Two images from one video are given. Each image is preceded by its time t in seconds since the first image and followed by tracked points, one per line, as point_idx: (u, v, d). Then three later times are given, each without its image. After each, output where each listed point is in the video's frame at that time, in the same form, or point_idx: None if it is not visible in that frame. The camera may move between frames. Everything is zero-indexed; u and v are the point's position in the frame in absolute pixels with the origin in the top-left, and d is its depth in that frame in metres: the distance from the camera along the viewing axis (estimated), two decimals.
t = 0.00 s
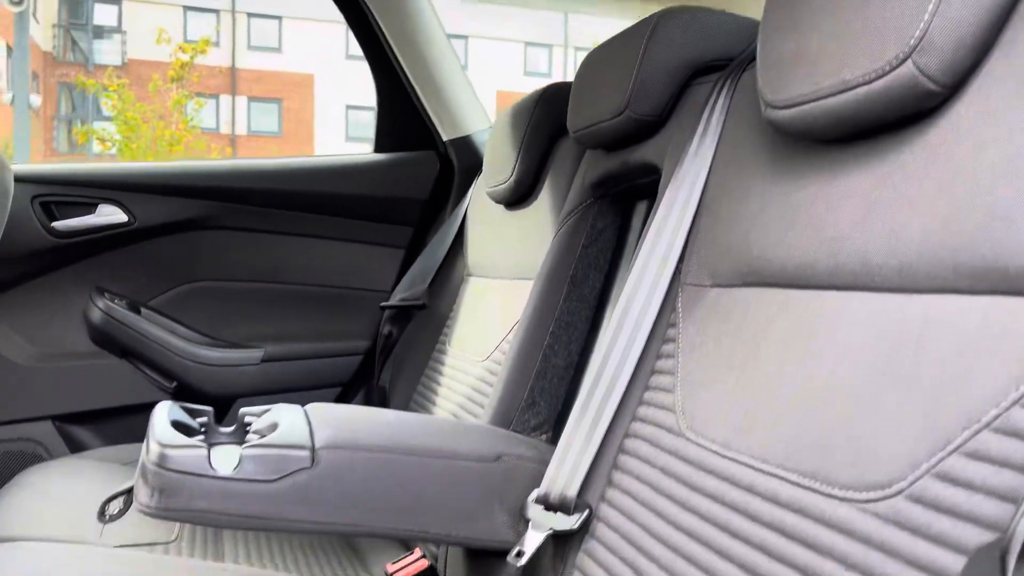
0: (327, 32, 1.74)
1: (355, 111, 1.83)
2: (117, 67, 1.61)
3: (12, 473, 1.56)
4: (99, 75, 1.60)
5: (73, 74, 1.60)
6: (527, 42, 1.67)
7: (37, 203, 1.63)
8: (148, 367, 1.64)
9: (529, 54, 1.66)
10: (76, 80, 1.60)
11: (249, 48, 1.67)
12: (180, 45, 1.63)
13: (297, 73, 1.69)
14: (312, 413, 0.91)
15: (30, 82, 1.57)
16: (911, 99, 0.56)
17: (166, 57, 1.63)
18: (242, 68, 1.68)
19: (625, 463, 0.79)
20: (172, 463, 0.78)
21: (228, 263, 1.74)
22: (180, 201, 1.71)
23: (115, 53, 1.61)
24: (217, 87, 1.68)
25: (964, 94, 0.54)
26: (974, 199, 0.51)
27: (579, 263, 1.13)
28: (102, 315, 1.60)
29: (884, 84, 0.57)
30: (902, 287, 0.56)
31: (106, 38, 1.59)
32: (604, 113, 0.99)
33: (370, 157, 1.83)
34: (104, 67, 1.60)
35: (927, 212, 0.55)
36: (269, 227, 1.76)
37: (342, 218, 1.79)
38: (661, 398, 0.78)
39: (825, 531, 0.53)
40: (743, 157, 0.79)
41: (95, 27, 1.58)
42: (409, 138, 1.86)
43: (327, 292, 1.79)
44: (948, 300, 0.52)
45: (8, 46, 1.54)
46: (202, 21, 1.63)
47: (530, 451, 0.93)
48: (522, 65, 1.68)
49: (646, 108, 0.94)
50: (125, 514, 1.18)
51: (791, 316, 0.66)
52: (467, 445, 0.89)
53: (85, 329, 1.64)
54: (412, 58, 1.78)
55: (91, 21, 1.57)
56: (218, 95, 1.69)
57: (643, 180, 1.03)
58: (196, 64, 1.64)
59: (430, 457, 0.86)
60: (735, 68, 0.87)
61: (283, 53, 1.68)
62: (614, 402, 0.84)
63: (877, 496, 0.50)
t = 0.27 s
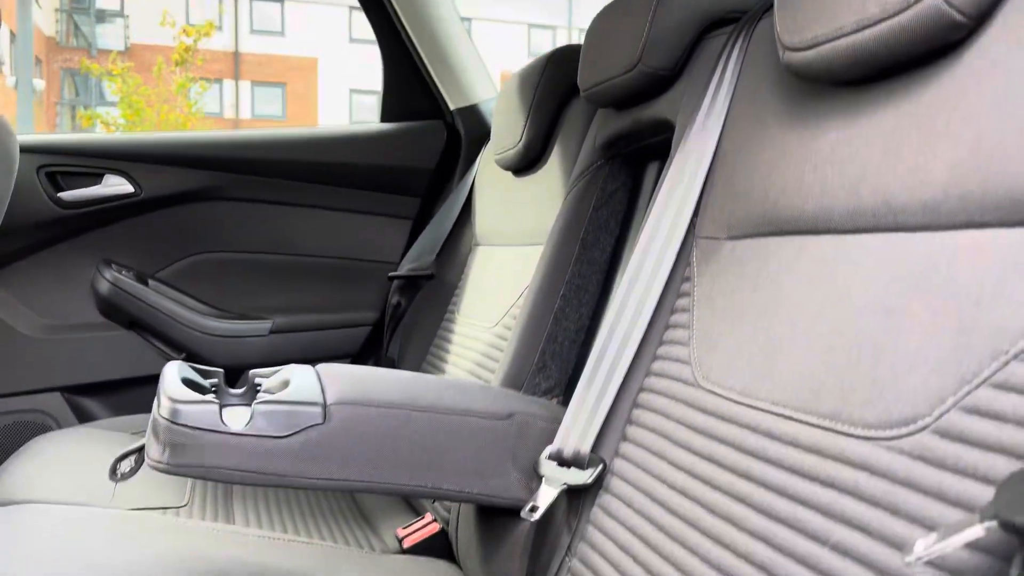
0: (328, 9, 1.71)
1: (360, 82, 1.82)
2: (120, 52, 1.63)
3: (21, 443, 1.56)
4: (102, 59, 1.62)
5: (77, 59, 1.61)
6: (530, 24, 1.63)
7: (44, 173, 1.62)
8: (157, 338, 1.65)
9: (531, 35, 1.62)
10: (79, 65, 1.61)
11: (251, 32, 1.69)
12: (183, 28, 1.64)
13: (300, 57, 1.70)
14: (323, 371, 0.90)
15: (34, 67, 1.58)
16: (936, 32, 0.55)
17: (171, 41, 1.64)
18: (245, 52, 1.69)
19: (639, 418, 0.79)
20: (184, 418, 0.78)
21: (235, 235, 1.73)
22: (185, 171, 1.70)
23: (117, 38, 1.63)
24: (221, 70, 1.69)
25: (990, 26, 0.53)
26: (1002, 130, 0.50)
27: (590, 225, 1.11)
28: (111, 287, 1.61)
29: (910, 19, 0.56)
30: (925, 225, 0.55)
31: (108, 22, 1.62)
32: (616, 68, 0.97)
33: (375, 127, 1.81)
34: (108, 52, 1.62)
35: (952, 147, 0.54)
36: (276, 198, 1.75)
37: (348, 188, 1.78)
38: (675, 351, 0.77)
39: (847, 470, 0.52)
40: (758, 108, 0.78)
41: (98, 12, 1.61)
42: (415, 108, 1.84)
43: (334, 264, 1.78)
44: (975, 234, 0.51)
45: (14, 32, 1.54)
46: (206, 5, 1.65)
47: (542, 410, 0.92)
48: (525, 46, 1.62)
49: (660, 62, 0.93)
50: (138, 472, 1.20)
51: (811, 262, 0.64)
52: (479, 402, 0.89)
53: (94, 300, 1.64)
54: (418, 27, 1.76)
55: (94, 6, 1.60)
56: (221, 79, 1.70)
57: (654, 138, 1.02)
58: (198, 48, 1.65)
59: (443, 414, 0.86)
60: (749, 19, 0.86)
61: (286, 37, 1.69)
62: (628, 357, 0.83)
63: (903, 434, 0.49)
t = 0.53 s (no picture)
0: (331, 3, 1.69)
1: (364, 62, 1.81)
2: (122, 41, 1.63)
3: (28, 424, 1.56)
4: (105, 49, 1.62)
5: (79, 49, 1.61)
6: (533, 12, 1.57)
7: (48, 153, 1.61)
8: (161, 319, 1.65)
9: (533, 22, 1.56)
10: (82, 55, 1.61)
11: (252, 20, 1.67)
12: (185, 17, 1.64)
13: (302, 46, 1.69)
14: (331, 344, 0.90)
15: (38, 58, 1.57)
16: None
17: (172, 30, 1.64)
18: (246, 41, 1.68)
19: (648, 387, 0.78)
20: (192, 389, 0.78)
21: (239, 215, 1.73)
22: (189, 152, 1.69)
23: (120, 28, 1.63)
24: (223, 60, 1.68)
25: None
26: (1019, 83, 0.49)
27: (597, 199, 1.11)
28: (116, 268, 1.61)
29: None
30: (939, 182, 0.54)
31: (110, 12, 1.62)
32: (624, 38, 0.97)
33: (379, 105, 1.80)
34: (109, 41, 1.62)
35: (967, 102, 0.53)
36: (280, 179, 1.74)
37: (353, 168, 1.77)
38: (685, 320, 0.77)
39: (860, 429, 0.52)
40: (768, 74, 0.77)
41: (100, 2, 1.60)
42: (419, 87, 1.84)
43: (339, 245, 1.77)
44: (991, 188, 0.50)
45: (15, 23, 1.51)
46: None
47: (549, 382, 0.92)
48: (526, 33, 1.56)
49: (669, 30, 0.92)
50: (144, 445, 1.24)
51: (822, 224, 0.63)
52: (487, 375, 0.89)
53: (99, 282, 1.64)
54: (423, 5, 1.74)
55: None
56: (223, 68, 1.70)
57: (661, 110, 1.01)
58: (200, 37, 1.65)
59: (450, 385, 0.86)
60: None
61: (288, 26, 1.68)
62: (636, 327, 0.83)
63: (917, 391, 0.49)
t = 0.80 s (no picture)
0: None
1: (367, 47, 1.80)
2: (122, 32, 1.61)
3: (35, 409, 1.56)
4: (106, 40, 1.59)
5: (81, 40, 1.57)
6: None
7: (52, 138, 1.60)
8: (167, 303, 1.65)
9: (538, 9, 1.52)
10: (84, 46, 1.58)
11: (253, 11, 1.66)
12: (185, 7, 1.63)
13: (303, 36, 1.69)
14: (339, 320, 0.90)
15: (39, 48, 1.54)
16: None
17: (173, 20, 1.63)
18: (247, 32, 1.67)
19: (660, 360, 0.78)
20: (201, 364, 0.77)
21: (245, 199, 1.73)
22: (194, 135, 1.68)
23: (120, 20, 1.61)
24: (224, 50, 1.68)
25: None
26: None
27: (605, 176, 1.10)
28: (122, 252, 1.61)
29: None
30: (957, 144, 0.53)
31: (111, 4, 1.60)
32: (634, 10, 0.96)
33: (383, 87, 1.80)
34: (111, 32, 1.60)
35: (986, 61, 0.52)
36: (285, 162, 1.74)
37: (358, 151, 1.77)
38: (696, 292, 0.76)
39: (878, 393, 0.51)
40: (780, 43, 0.76)
41: None
42: (424, 68, 1.83)
43: (345, 227, 1.77)
44: (1011, 148, 0.49)
45: (16, 14, 1.49)
46: None
47: (558, 358, 0.92)
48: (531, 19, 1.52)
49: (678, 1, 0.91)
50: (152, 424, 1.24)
51: (837, 190, 0.63)
52: (496, 349, 0.88)
53: (105, 266, 1.63)
54: None
55: None
56: (224, 59, 1.69)
57: (671, 84, 1.01)
58: (200, 27, 1.64)
59: (460, 360, 0.85)
60: None
61: (289, 15, 1.66)
62: (647, 300, 0.82)
63: (936, 354, 0.48)
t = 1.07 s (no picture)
0: None
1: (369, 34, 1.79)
2: (123, 23, 1.57)
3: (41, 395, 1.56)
4: (106, 32, 1.56)
5: (81, 33, 1.55)
6: None
7: (55, 123, 1.59)
8: (173, 289, 1.63)
9: None
10: (84, 38, 1.56)
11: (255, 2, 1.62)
12: None
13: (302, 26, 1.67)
14: (345, 301, 0.89)
15: (39, 41, 1.53)
16: None
17: (173, 11, 1.60)
18: (247, 23, 1.64)
19: (669, 338, 0.77)
20: (208, 344, 0.77)
21: (248, 185, 1.72)
22: (197, 121, 1.68)
23: (120, 11, 1.57)
24: (225, 41, 1.65)
25: None
26: None
27: (612, 156, 1.09)
28: (126, 238, 1.59)
29: None
30: (971, 112, 0.52)
31: None
32: None
33: (386, 72, 1.78)
34: (111, 24, 1.55)
35: (1003, 25, 0.51)
36: (288, 147, 1.73)
37: (361, 136, 1.76)
38: (706, 268, 0.75)
39: (892, 363, 0.50)
40: (790, 17, 0.75)
41: None
42: (426, 53, 1.81)
43: (349, 213, 1.76)
44: None
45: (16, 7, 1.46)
46: None
47: (566, 338, 0.91)
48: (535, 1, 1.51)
49: None
50: (160, 404, 1.29)
51: (849, 162, 0.62)
52: (504, 329, 0.88)
53: (109, 253, 1.63)
54: None
55: None
56: (225, 50, 1.67)
57: (678, 63, 0.99)
58: (200, 19, 1.60)
59: (467, 340, 0.85)
60: None
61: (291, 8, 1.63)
62: (655, 278, 0.82)
63: (953, 322, 0.48)
